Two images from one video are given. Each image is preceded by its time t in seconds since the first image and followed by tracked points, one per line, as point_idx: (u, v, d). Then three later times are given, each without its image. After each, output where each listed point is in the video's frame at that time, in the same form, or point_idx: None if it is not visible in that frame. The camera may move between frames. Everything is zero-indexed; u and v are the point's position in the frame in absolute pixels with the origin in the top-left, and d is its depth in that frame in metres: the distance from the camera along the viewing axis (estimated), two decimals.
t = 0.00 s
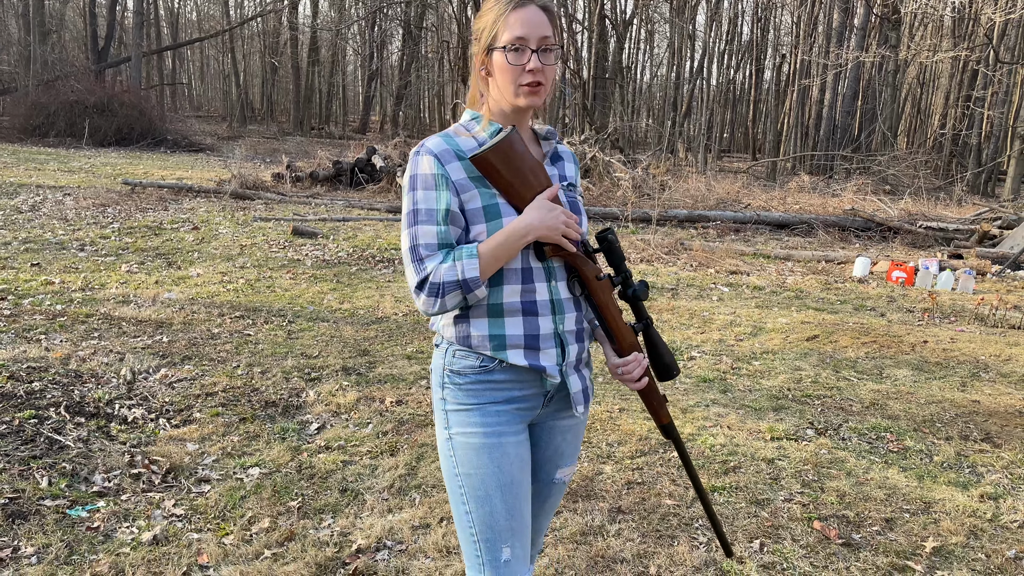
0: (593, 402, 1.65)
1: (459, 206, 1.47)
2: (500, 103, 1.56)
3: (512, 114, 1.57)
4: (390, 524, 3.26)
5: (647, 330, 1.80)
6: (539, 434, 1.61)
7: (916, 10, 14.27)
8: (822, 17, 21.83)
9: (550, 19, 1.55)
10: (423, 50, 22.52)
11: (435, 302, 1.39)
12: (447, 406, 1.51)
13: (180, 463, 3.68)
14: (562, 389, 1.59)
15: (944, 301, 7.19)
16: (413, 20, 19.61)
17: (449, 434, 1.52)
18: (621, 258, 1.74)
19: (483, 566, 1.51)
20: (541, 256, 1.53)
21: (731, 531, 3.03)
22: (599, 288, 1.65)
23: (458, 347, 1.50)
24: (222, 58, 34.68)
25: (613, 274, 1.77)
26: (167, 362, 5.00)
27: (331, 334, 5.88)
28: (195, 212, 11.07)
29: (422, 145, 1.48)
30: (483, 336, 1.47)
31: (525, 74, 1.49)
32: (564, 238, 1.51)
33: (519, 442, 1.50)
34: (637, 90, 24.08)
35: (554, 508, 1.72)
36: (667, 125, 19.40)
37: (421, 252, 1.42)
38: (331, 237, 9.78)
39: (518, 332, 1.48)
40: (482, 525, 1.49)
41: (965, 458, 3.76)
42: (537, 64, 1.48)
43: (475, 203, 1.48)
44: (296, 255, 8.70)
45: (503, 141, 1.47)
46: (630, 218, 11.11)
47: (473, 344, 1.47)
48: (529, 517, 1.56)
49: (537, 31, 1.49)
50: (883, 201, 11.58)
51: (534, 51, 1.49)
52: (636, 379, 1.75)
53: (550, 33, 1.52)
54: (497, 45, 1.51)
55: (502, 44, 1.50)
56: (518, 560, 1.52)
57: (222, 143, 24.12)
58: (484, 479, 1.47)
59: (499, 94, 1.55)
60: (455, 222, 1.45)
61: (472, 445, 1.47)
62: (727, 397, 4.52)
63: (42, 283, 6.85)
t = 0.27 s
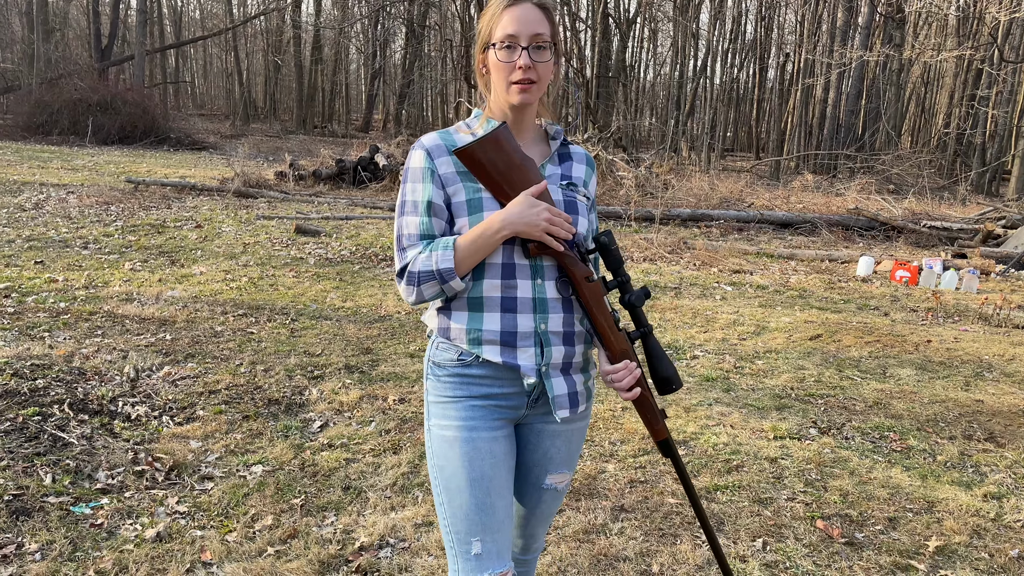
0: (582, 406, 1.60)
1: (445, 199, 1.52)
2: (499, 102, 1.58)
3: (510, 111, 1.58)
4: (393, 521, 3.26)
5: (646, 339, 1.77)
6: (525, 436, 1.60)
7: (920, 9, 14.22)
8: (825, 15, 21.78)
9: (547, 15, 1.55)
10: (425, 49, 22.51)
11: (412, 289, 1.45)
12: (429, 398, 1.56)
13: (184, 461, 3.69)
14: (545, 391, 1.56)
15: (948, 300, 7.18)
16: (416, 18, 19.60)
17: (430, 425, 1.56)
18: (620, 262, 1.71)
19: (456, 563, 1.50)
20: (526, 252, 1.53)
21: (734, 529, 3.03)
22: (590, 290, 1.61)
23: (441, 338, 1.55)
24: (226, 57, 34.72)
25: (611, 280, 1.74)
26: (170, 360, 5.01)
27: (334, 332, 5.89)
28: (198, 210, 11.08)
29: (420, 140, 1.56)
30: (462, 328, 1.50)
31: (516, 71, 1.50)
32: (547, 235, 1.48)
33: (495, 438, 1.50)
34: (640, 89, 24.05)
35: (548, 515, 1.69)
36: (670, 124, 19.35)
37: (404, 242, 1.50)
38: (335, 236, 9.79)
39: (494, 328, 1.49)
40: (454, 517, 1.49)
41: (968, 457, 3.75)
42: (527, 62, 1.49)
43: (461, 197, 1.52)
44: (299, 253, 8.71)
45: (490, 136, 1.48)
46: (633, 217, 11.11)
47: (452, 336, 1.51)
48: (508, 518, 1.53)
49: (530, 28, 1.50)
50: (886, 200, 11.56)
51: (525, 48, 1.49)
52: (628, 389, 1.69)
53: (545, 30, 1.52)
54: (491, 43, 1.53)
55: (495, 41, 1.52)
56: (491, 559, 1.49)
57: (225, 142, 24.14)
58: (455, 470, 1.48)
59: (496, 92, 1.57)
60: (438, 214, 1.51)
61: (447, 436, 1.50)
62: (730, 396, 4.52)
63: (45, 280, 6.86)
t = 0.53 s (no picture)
0: (579, 409, 1.61)
1: (444, 198, 1.54)
2: (504, 100, 1.59)
3: (515, 109, 1.59)
4: (398, 520, 3.28)
5: (645, 344, 1.77)
6: (522, 436, 1.61)
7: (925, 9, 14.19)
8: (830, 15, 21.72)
9: (554, 16, 1.56)
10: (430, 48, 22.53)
11: (410, 287, 1.49)
12: (428, 395, 1.59)
13: (189, 459, 3.71)
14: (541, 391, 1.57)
15: (952, 301, 7.17)
16: (420, 18, 19.61)
17: (428, 422, 1.59)
18: (621, 266, 1.70)
19: (448, 559, 1.52)
20: (523, 253, 1.54)
21: (738, 530, 3.04)
22: (586, 293, 1.60)
23: (440, 336, 1.58)
24: (230, 56, 34.79)
25: (612, 283, 1.73)
26: (175, 359, 5.03)
27: (338, 331, 5.90)
28: (203, 210, 11.11)
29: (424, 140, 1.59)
30: (458, 326, 1.52)
31: (519, 69, 1.51)
32: (543, 236, 1.48)
33: (489, 437, 1.51)
34: (644, 88, 24.03)
35: (548, 516, 1.69)
36: (675, 124, 19.32)
37: (404, 240, 1.54)
38: (339, 235, 9.82)
39: (490, 327, 1.51)
40: (447, 513, 1.51)
41: (973, 457, 3.74)
42: (531, 59, 1.50)
43: (459, 196, 1.54)
44: (303, 252, 8.74)
45: (489, 135, 1.49)
46: (637, 217, 11.11)
47: (449, 334, 1.54)
48: (502, 516, 1.53)
49: (535, 27, 1.51)
50: (891, 200, 11.53)
51: (529, 46, 1.50)
52: (623, 395, 1.67)
53: (551, 29, 1.53)
54: (497, 41, 1.55)
55: (500, 39, 1.54)
56: (483, 557, 1.50)
57: (229, 141, 24.19)
58: (448, 467, 1.50)
59: (501, 89, 1.59)
60: (437, 213, 1.53)
61: (442, 432, 1.52)
62: (734, 395, 4.52)
63: (51, 279, 6.89)
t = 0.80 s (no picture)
0: (588, 407, 1.62)
1: (446, 203, 1.52)
2: (504, 93, 1.58)
3: (516, 106, 1.59)
4: (401, 520, 3.28)
5: (649, 339, 1.78)
6: (531, 434, 1.61)
7: (929, 8, 14.15)
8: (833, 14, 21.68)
9: (578, 25, 1.58)
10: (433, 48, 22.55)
11: (417, 294, 1.47)
12: (436, 397, 1.58)
13: (192, 459, 3.72)
14: (551, 391, 1.58)
15: (956, 301, 7.16)
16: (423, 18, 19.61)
17: (437, 424, 1.58)
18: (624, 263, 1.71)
19: (460, 559, 1.52)
20: (528, 256, 1.54)
21: (741, 530, 3.04)
22: (593, 292, 1.62)
23: (447, 339, 1.56)
24: (233, 56, 34.87)
25: (615, 280, 1.74)
26: (178, 359, 5.05)
27: (341, 331, 5.92)
28: (206, 210, 11.13)
29: (420, 143, 1.57)
30: (467, 330, 1.51)
31: (531, 63, 1.51)
32: (549, 239, 1.49)
33: (500, 438, 1.51)
34: (647, 88, 24.01)
35: (554, 512, 1.70)
36: (678, 124, 19.28)
37: (407, 248, 1.52)
38: (342, 235, 9.83)
39: (500, 331, 1.50)
40: (459, 515, 1.51)
41: (976, 458, 3.74)
42: (545, 58, 1.50)
43: (462, 200, 1.53)
44: (307, 252, 8.75)
45: (495, 139, 1.49)
46: (640, 217, 11.10)
47: (458, 337, 1.53)
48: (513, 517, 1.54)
49: (560, 31, 1.52)
50: (895, 200, 11.50)
51: (549, 45, 1.51)
52: (632, 390, 1.72)
53: (572, 38, 1.55)
54: (519, 30, 1.55)
55: (524, 28, 1.54)
56: (496, 557, 1.51)
57: (232, 141, 24.23)
58: (461, 469, 1.50)
59: (505, 82, 1.58)
60: (440, 219, 1.52)
61: (454, 434, 1.52)
62: (737, 396, 4.52)
63: (55, 279, 6.92)
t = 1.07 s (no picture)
0: (596, 401, 1.64)
1: (458, 204, 1.47)
2: (505, 94, 1.56)
3: (517, 106, 1.57)
4: (402, 520, 3.28)
5: (654, 331, 1.80)
6: (539, 431, 1.62)
7: (931, 8, 14.12)
8: (835, 13, 21.63)
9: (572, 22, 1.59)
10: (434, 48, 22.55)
11: (433, 299, 1.42)
12: (446, 399, 1.54)
13: (194, 459, 3.72)
14: (563, 388, 1.59)
15: (958, 301, 7.14)
16: (424, 18, 19.62)
17: (446, 427, 1.55)
18: (629, 258, 1.74)
19: (473, 561, 1.52)
20: (541, 255, 1.52)
21: (743, 530, 3.03)
22: (603, 288, 1.65)
23: (458, 342, 1.52)
24: (235, 56, 34.90)
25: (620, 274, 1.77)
26: (179, 359, 5.05)
27: (343, 331, 5.92)
28: (208, 210, 11.14)
29: (423, 143, 1.50)
30: (482, 333, 1.48)
31: (533, 63, 1.50)
32: (565, 237, 1.50)
33: (514, 438, 1.50)
34: (649, 88, 23.99)
35: (556, 507, 1.72)
36: (679, 123, 19.24)
37: (420, 251, 1.44)
38: (343, 235, 9.83)
39: (516, 332, 1.48)
40: (473, 517, 1.51)
41: (978, 458, 3.73)
42: (547, 57, 1.49)
43: (475, 201, 1.48)
44: (308, 252, 8.76)
45: (507, 138, 1.47)
46: (642, 217, 11.09)
47: (472, 340, 1.49)
48: (523, 516, 1.56)
49: (558, 28, 1.52)
50: (897, 200, 11.48)
51: (549, 44, 1.50)
52: (640, 380, 1.76)
53: (570, 33, 1.55)
54: (517, 30, 1.53)
55: (522, 28, 1.52)
56: (509, 556, 1.53)
57: (234, 141, 24.23)
58: (475, 473, 1.49)
59: (504, 83, 1.56)
60: (454, 220, 1.46)
61: (466, 437, 1.50)
62: (739, 396, 4.51)
63: (57, 279, 6.93)
